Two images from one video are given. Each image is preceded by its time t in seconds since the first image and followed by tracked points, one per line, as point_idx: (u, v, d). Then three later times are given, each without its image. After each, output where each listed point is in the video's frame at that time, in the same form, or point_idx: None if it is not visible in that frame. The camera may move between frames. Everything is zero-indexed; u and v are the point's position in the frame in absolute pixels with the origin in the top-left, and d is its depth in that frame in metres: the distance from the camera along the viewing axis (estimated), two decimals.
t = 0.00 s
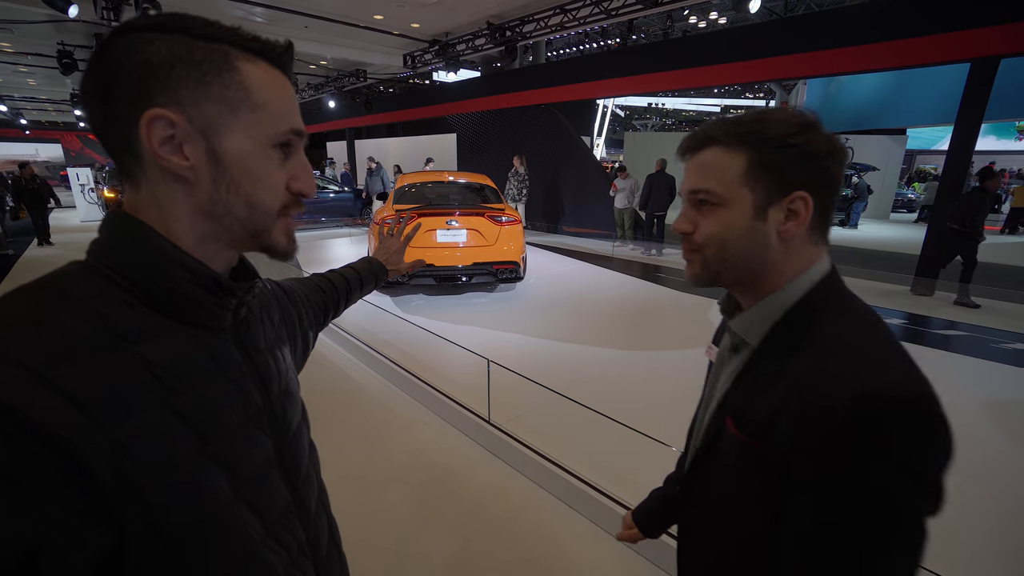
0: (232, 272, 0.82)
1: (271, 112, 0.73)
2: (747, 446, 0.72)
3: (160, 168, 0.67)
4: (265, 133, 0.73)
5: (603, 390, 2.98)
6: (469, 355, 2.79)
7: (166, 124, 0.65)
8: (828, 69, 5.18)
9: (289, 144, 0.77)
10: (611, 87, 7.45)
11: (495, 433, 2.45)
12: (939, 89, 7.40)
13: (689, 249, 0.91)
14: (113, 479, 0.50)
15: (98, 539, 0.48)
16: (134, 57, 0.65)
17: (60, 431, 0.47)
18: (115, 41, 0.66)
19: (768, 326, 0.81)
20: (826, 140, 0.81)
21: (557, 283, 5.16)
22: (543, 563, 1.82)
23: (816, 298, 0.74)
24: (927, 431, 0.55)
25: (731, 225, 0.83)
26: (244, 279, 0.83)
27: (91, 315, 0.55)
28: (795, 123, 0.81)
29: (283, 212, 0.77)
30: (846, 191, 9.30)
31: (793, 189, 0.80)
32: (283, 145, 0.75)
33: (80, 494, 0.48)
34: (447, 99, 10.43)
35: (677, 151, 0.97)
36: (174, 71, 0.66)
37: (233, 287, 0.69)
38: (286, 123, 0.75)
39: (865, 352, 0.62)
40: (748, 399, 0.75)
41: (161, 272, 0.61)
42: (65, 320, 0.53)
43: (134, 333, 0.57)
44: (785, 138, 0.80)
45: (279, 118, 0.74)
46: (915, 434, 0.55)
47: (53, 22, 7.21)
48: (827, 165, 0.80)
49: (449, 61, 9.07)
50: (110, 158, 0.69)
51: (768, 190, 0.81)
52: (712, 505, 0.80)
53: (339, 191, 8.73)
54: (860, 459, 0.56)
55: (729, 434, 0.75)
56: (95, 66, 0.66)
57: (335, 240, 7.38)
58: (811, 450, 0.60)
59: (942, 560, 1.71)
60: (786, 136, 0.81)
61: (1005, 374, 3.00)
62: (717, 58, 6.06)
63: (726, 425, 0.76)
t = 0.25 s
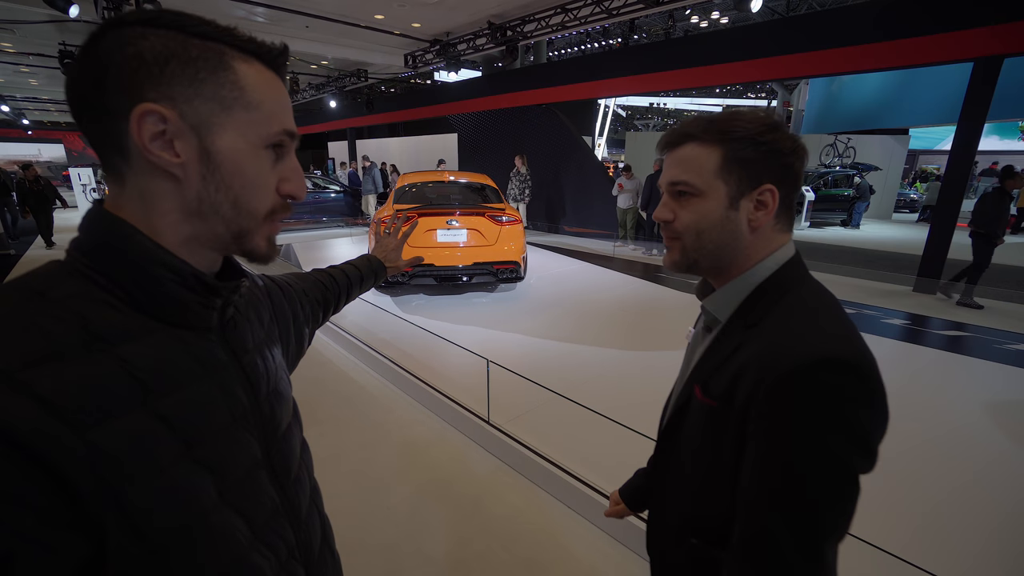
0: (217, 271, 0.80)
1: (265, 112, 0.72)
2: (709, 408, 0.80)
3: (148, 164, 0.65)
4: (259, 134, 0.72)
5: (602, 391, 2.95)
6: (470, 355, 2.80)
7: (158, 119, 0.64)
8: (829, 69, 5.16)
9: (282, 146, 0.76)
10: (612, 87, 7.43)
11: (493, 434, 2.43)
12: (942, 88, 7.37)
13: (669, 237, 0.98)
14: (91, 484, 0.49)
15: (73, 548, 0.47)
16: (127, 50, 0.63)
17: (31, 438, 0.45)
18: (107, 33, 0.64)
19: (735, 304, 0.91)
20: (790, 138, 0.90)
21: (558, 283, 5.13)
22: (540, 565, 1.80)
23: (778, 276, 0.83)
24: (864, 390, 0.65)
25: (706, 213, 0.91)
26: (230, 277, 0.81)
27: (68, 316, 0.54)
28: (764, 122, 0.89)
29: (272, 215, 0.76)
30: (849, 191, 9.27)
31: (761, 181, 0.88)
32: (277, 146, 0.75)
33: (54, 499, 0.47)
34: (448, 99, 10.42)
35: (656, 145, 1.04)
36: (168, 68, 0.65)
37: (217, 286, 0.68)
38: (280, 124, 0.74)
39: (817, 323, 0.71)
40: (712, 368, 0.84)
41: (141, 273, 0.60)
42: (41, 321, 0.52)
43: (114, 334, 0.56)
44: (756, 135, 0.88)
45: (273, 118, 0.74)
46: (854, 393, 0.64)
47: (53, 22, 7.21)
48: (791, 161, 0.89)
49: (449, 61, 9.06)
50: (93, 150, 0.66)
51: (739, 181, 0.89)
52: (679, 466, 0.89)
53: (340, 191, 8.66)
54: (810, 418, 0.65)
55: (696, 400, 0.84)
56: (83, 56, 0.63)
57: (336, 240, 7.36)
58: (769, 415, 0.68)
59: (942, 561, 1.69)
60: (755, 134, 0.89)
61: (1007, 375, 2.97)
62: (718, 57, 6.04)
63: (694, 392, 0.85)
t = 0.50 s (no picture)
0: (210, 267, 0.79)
1: (260, 103, 0.72)
2: (699, 381, 0.84)
3: (145, 156, 0.64)
4: (254, 125, 0.72)
5: (602, 391, 2.93)
6: (469, 356, 2.81)
7: (155, 111, 0.63)
8: (830, 68, 5.15)
9: (276, 138, 0.76)
10: (612, 87, 7.42)
11: (492, 433, 2.42)
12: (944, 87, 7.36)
13: (679, 218, 1.00)
14: (79, 479, 0.48)
15: (62, 544, 0.47)
16: (119, 42, 0.62)
17: (17, 430, 0.45)
18: (96, 25, 0.62)
19: (731, 286, 0.94)
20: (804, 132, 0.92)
21: (558, 283, 5.13)
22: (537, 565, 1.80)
23: (772, 264, 0.87)
24: (849, 374, 0.69)
25: (721, 198, 0.92)
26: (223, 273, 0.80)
27: (56, 310, 0.53)
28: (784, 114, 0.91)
29: (268, 205, 0.76)
30: (850, 191, 9.25)
31: (775, 172, 0.91)
32: (271, 137, 0.75)
33: (41, 494, 0.46)
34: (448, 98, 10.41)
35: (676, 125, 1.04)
36: (162, 59, 0.64)
37: (209, 281, 0.67)
38: (274, 116, 0.75)
39: (809, 310, 0.75)
40: (705, 345, 0.87)
41: (132, 268, 0.60)
42: (29, 316, 0.51)
43: (102, 329, 0.55)
44: (776, 127, 0.90)
45: (267, 110, 0.74)
46: (841, 376, 0.69)
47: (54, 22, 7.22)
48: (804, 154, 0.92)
49: (450, 60, 9.06)
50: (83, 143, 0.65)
51: (755, 170, 0.91)
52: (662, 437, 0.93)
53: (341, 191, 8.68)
54: (800, 397, 0.69)
55: (686, 373, 0.87)
56: (71, 47, 0.62)
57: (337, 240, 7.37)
58: (759, 392, 0.71)
59: (941, 561, 1.69)
60: (774, 126, 0.90)
61: (1009, 375, 2.96)
62: (719, 57, 6.03)
63: (685, 366, 0.88)
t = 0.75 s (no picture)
0: (204, 264, 0.79)
1: (256, 102, 0.72)
2: (704, 371, 0.83)
3: (142, 153, 0.64)
4: (251, 123, 0.72)
5: (602, 391, 2.93)
6: (468, 355, 2.70)
7: (152, 108, 0.63)
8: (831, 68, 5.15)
9: (273, 136, 0.76)
10: (613, 87, 7.42)
11: (491, 433, 2.42)
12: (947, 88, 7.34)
13: (690, 240, 0.99)
14: (74, 475, 0.48)
15: (57, 539, 0.48)
16: (117, 39, 0.62)
17: (10, 425, 0.45)
18: (94, 23, 0.62)
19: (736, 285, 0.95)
20: (789, 131, 0.92)
21: (558, 283, 5.13)
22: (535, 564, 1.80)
23: (776, 267, 0.89)
24: (855, 373, 0.72)
25: (727, 215, 0.92)
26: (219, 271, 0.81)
27: (49, 305, 0.53)
28: (769, 120, 0.91)
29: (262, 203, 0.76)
30: (851, 192, 9.24)
31: (774, 178, 0.91)
32: (268, 136, 0.75)
33: (35, 490, 0.46)
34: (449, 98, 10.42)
35: (664, 147, 1.03)
36: (159, 58, 0.64)
37: (204, 279, 0.68)
38: (270, 114, 0.75)
39: (817, 309, 0.78)
40: (710, 337, 0.87)
41: (126, 265, 0.60)
42: (22, 312, 0.51)
43: (96, 326, 0.55)
44: (767, 136, 0.90)
45: (264, 109, 0.74)
46: (851, 373, 0.71)
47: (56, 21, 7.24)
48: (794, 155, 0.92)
49: (451, 60, 9.06)
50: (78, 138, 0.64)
51: (755, 179, 0.91)
52: (657, 427, 0.91)
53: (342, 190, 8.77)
54: (813, 389, 0.70)
55: (689, 362, 0.86)
56: (69, 44, 0.61)
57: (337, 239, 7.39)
58: (771, 384, 0.72)
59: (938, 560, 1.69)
60: (765, 134, 0.90)
61: (1009, 376, 2.96)
62: (720, 57, 6.03)
63: (688, 356, 0.87)
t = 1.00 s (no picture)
0: (207, 268, 0.79)
1: (260, 106, 0.72)
2: (690, 372, 0.83)
3: (145, 157, 0.64)
4: (255, 127, 0.72)
5: (602, 392, 2.93)
6: (469, 356, 2.63)
7: (156, 112, 0.63)
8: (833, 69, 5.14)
9: (276, 140, 0.76)
10: (614, 87, 7.42)
11: (493, 434, 2.42)
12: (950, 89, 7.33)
13: (680, 219, 0.99)
14: (78, 477, 0.48)
15: (61, 542, 0.47)
16: (123, 44, 0.62)
17: (13, 427, 0.45)
18: (102, 29, 0.62)
19: (721, 282, 0.95)
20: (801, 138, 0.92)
21: (559, 283, 5.13)
22: (536, 564, 1.80)
23: (760, 263, 0.88)
24: (840, 365, 0.71)
25: (719, 203, 0.92)
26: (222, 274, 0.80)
27: (54, 310, 0.53)
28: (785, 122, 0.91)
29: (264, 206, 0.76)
30: (853, 192, 9.22)
31: (775, 177, 0.91)
32: (271, 139, 0.75)
33: (40, 493, 0.46)
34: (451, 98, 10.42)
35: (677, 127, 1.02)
36: (164, 62, 0.64)
37: (207, 283, 0.67)
38: (274, 118, 0.74)
39: (796, 304, 0.77)
40: (695, 336, 0.87)
41: (129, 268, 0.60)
42: (26, 316, 0.51)
43: (101, 330, 0.55)
44: (778, 136, 0.90)
45: (268, 112, 0.74)
46: (833, 368, 0.70)
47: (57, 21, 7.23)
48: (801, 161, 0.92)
49: (452, 60, 9.06)
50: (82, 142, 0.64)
51: (755, 174, 0.91)
52: (650, 429, 0.91)
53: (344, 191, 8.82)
54: (793, 385, 0.69)
55: (676, 363, 0.86)
56: (76, 49, 0.61)
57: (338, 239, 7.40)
58: (753, 380, 0.71)
59: (938, 560, 1.69)
60: (777, 134, 0.90)
61: (1011, 377, 2.95)
62: (722, 57, 6.02)
63: (675, 357, 0.87)
